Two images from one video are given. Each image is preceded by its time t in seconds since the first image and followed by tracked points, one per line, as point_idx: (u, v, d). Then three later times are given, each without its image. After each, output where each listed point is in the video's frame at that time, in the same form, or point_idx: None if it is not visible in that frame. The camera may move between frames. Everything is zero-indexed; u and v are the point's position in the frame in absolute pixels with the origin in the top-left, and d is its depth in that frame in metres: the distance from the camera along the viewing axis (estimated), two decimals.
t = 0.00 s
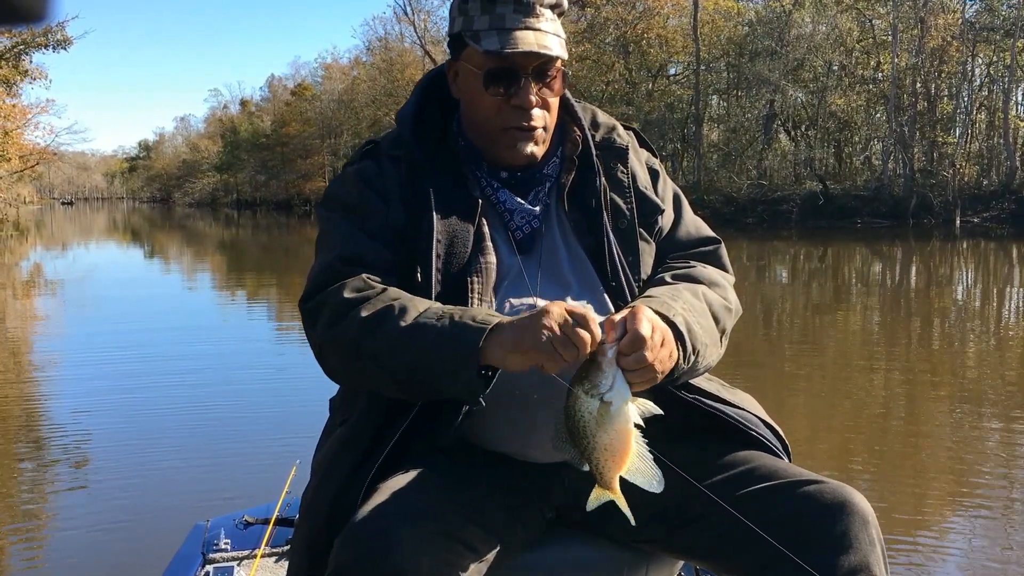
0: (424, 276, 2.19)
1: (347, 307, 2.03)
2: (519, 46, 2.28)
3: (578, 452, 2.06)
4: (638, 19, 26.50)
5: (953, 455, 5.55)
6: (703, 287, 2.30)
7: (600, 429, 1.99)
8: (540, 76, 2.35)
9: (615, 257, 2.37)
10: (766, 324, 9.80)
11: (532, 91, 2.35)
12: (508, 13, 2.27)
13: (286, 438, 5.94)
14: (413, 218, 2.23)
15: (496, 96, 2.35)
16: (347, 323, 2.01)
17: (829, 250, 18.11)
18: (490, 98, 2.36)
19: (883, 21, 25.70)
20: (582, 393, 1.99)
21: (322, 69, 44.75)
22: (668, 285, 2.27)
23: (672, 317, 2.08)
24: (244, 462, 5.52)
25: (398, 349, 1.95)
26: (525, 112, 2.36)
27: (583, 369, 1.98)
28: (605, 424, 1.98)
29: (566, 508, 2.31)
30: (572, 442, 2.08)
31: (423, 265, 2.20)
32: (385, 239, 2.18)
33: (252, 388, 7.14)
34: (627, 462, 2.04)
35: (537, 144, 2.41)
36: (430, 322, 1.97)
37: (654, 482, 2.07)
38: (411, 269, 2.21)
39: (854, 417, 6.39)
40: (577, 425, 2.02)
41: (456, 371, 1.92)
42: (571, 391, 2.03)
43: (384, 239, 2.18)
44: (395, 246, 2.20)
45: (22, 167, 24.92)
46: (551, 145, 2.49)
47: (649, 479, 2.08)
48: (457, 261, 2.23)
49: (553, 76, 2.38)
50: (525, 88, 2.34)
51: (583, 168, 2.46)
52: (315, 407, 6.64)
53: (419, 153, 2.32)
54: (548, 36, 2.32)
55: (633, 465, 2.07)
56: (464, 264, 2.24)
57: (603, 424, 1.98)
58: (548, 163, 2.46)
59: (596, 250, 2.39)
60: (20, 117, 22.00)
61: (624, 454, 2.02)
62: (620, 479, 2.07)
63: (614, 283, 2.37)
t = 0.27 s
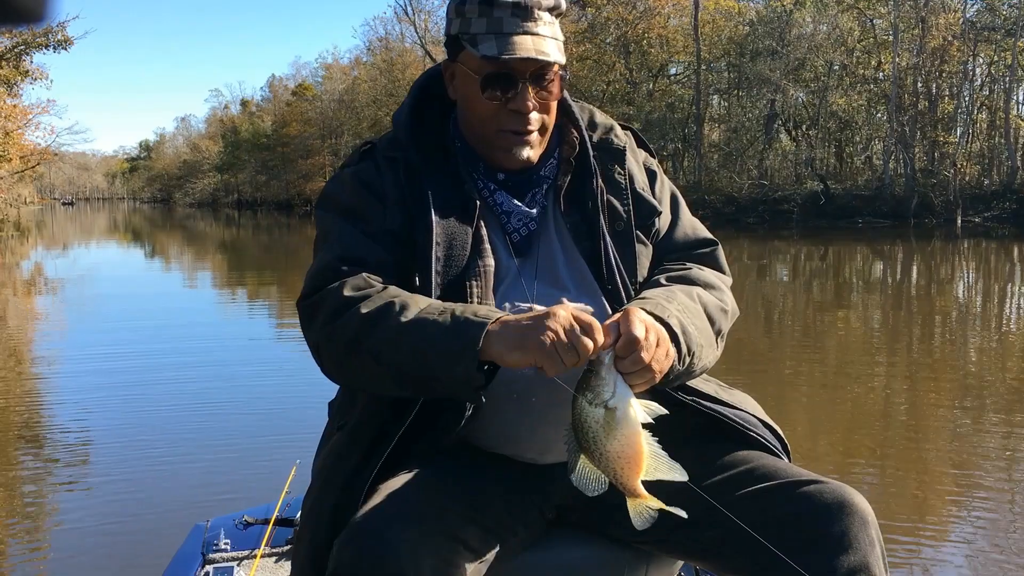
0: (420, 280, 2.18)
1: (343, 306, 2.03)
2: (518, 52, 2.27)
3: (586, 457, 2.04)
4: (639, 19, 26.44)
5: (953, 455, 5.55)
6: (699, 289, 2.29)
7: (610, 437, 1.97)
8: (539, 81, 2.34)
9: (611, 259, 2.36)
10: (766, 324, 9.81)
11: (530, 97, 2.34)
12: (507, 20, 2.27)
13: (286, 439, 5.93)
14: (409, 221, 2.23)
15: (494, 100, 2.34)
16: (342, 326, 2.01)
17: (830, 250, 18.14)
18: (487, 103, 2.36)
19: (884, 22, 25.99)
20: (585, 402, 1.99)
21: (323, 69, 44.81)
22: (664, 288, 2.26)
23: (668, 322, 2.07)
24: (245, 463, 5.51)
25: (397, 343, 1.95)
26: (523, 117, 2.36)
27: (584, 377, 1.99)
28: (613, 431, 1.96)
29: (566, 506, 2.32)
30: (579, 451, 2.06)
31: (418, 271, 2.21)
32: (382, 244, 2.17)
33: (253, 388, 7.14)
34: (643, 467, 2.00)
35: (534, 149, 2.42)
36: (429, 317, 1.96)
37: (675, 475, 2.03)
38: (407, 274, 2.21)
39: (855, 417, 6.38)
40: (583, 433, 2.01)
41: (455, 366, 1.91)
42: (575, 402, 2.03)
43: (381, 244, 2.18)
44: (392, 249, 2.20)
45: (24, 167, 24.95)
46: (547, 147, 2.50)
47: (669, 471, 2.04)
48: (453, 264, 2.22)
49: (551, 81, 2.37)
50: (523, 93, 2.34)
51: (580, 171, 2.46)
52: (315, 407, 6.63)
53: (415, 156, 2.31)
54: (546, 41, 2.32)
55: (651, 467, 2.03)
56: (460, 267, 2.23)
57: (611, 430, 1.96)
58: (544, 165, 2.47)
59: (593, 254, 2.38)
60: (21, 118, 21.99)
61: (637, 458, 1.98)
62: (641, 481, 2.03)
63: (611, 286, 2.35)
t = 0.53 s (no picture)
0: (417, 288, 2.17)
1: (343, 335, 2.00)
2: (487, 38, 2.23)
3: (583, 464, 2.01)
4: (640, 19, 26.50)
5: (954, 455, 5.55)
6: (701, 294, 2.28)
7: (606, 449, 1.93)
8: (514, 71, 2.29)
9: (612, 262, 2.35)
10: (767, 324, 9.82)
11: (502, 86, 2.29)
12: (484, 9, 2.24)
13: (286, 439, 5.92)
14: (406, 226, 2.20)
15: (470, 88, 2.30)
16: (342, 358, 1.98)
17: (831, 250, 18.18)
18: (462, 91, 2.33)
19: (885, 22, 26.06)
20: (583, 413, 1.93)
21: (324, 70, 44.88)
22: (664, 292, 2.25)
23: (668, 330, 2.06)
24: (245, 463, 5.50)
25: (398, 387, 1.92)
26: (496, 106, 2.32)
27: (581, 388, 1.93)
28: (610, 442, 1.92)
29: (566, 505, 2.31)
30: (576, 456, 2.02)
31: (414, 279, 2.19)
32: (377, 248, 2.15)
33: (254, 388, 7.14)
34: (638, 475, 1.94)
35: (510, 141, 2.37)
36: (431, 354, 1.94)
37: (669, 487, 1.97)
38: (403, 283, 2.19)
39: (856, 418, 6.38)
40: (580, 442, 1.96)
41: (458, 408, 1.90)
42: (573, 412, 1.98)
43: (379, 253, 2.15)
44: (388, 254, 2.17)
45: (24, 167, 24.95)
46: (542, 144, 2.49)
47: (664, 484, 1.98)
48: (451, 271, 2.19)
49: (529, 74, 2.31)
50: (495, 82, 2.29)
51: (580, 170, 2.44)
52: (314, 407, 6.62)
53: (409, 159, 2.27)
54: (523, 33, 2.26)
55: (648, 479, 1.97)
56: (458, 269, 2.21)
57: (608, 443, 1.92)
58: (539, 164, 2.46)
59: (594, 256, 2.36)
60: (22, 118, 22.00)
61: (632, 469, 1.93)
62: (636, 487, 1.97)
63: (611, 288, 2.35)
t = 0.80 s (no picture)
0: (403, 276, 2.25)
1: (327, 313, 2.09)
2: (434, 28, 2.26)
3: (564, 478, 2.02)
4: (641, 19, 26.53)
5: (955, 456, 5.55)
6: (692, 301, 2.20)
7: (582, 457, 1.95)
8: (461, 60, 2.23)
9: (605, 263, 2.31)
10: (768, 324, 9.83)
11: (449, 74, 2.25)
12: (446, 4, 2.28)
13: (286, 439, 5.92)
14: (395, 218, 2.27)
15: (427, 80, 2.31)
16: (323, 336, 2.08)
17: (832, 250, 18.23)
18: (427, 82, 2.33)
19: (886, 22, 26.10)
20: (557, 423, 1.96)
21: (325, 70, 44.93)
22: (656, 297, 2.19)
23: (645, 335, 1.99)
24: (245, 463, 5.50)
25: (376, 362, 1.98)
26: (448, 95, 2.28)
27: (556, 396, 1.96)
28: (586, 451, 1.94)
29: (564, 507, 2.30)
30: (556, 469, 2.03)
31: (398, 268, 2.27)
32: (367, 242, 2.23)
33: (254, 388, 7.14)
34: (618, 485, 1.97)
35: (465, 130, 2.31)
36: (401, 325, 2.00)
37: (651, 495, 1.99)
38: (388, 272, 2.26)
39: (857, 419, 6.36)
40: (557, 451, 1.99)
41: (423, 373, 1.93)
42: (550, 418, 2.00)
43: (369, 244, 2.24)
44: (382, 249, 2.26)
45: (25, 167, 24.95)
46: (534, 136, 2.42)
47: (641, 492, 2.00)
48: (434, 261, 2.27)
49: (479, 63, 2.23)
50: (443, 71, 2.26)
51: (578, 169, 2.39)
52: (313, 408, 6.62)
53: (403, 157, 2.33)
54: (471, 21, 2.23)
55: (627, 485, 1.99)
56: (441, 260, 2.28)
57: (584, 451, 1.94)
58: (525, 156, 2.40)
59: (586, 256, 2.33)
60: (23, 118, 22.01)
61: (611, 479, 1.96)
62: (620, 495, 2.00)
63: (604, 290, 2.31)
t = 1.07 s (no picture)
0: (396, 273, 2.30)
1: (316, 315, 2.17)
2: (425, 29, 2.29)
3: (524, 480, 2.03)
4: (642, 19, 26.55)
5: (957, 456, 5.55)
6: (679, 300, 2.17)
7: (542, 452, 1.96)
8: (449, 58, 2.24)
9: (596, 260, 2.30)
10: (769, 324, 9.83)
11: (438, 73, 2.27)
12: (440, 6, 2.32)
13: (284, 440, 5.91)
14: (390, 215, 2.32)
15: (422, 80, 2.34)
16: (315, 334, 2.15)
17: (834, 250, 18.26)
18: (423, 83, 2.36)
19: (887, 22, 25.71)
20: (523, 415, 1.97)
21: (325, 70, 44.96)
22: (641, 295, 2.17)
23: (618, 330, 1.98)
24: (244, 464, 5.50)
25: (355, 364, 2.03)
26: (441, 93, 2.30)
27: (525, 391, 1.97)
28: (545, 447, 1.95)
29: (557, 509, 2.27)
30: (516, 470, 2.05)
31: (392, 265, 2.33)
32: (364, 240, 2.28)
33: (254, 388, 7.13)
34: (573, 490, 1.99)
35: (459, 128, 2.32)
36: (380, 331, 2.04)
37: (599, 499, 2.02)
38: (382, 268, 2.32)
39: (858, 419, 6.35)
40: (522, 449, 2.00)
41: (396, 390, 1.97)
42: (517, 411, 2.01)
43: (364, 240, 2.29)
44: (377, 244, 2.31)
45: (26, 167, 24.98)
46: (531, 133, 2.41)
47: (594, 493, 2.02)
48: (425, 255, 2.31)
49: (467, 61, 2.24)
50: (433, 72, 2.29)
51: (571, 167, 2.38)
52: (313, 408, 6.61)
53: (401, 154, 2.38)
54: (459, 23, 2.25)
55: (579, 487, 2.01)
56: (434, 256, 2.32)
57: (545, 447, 1.95)
58: (520, 153, 2.39)
59: (576, 253, 2.32)
60: (24, 118, 22.01)
61: (568, 478, 1.97)
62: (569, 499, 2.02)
63: (593, 288, 2.30)
